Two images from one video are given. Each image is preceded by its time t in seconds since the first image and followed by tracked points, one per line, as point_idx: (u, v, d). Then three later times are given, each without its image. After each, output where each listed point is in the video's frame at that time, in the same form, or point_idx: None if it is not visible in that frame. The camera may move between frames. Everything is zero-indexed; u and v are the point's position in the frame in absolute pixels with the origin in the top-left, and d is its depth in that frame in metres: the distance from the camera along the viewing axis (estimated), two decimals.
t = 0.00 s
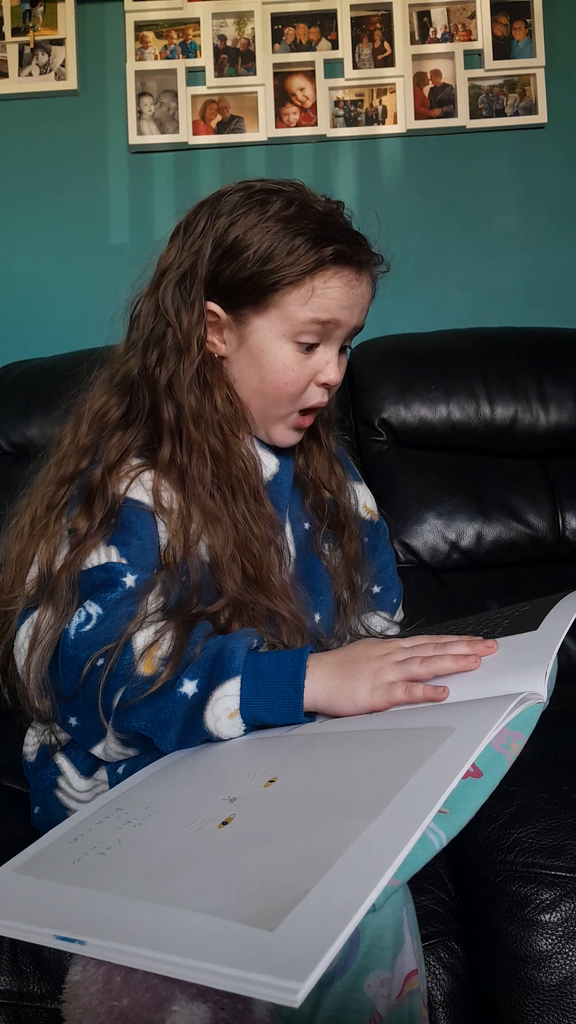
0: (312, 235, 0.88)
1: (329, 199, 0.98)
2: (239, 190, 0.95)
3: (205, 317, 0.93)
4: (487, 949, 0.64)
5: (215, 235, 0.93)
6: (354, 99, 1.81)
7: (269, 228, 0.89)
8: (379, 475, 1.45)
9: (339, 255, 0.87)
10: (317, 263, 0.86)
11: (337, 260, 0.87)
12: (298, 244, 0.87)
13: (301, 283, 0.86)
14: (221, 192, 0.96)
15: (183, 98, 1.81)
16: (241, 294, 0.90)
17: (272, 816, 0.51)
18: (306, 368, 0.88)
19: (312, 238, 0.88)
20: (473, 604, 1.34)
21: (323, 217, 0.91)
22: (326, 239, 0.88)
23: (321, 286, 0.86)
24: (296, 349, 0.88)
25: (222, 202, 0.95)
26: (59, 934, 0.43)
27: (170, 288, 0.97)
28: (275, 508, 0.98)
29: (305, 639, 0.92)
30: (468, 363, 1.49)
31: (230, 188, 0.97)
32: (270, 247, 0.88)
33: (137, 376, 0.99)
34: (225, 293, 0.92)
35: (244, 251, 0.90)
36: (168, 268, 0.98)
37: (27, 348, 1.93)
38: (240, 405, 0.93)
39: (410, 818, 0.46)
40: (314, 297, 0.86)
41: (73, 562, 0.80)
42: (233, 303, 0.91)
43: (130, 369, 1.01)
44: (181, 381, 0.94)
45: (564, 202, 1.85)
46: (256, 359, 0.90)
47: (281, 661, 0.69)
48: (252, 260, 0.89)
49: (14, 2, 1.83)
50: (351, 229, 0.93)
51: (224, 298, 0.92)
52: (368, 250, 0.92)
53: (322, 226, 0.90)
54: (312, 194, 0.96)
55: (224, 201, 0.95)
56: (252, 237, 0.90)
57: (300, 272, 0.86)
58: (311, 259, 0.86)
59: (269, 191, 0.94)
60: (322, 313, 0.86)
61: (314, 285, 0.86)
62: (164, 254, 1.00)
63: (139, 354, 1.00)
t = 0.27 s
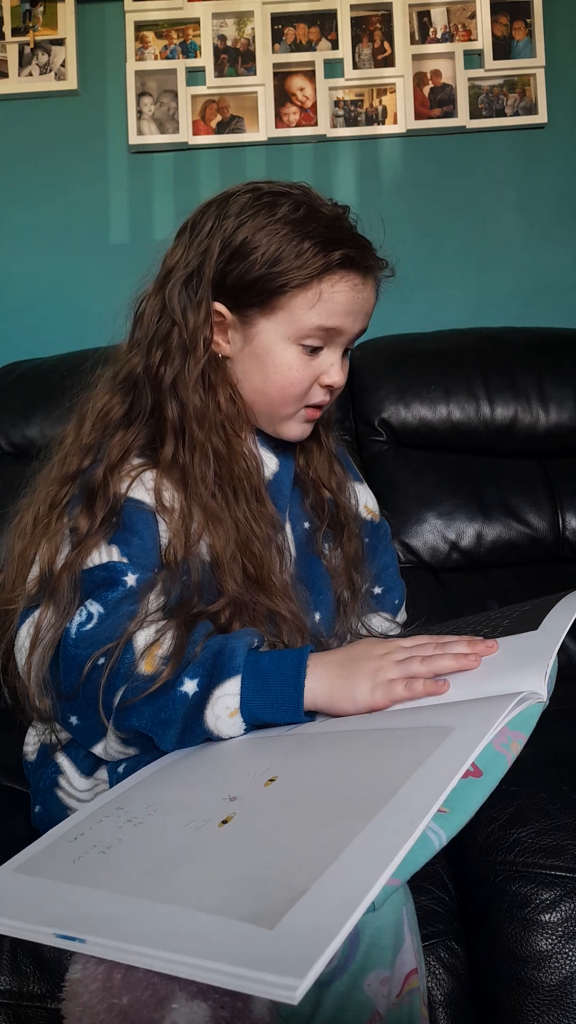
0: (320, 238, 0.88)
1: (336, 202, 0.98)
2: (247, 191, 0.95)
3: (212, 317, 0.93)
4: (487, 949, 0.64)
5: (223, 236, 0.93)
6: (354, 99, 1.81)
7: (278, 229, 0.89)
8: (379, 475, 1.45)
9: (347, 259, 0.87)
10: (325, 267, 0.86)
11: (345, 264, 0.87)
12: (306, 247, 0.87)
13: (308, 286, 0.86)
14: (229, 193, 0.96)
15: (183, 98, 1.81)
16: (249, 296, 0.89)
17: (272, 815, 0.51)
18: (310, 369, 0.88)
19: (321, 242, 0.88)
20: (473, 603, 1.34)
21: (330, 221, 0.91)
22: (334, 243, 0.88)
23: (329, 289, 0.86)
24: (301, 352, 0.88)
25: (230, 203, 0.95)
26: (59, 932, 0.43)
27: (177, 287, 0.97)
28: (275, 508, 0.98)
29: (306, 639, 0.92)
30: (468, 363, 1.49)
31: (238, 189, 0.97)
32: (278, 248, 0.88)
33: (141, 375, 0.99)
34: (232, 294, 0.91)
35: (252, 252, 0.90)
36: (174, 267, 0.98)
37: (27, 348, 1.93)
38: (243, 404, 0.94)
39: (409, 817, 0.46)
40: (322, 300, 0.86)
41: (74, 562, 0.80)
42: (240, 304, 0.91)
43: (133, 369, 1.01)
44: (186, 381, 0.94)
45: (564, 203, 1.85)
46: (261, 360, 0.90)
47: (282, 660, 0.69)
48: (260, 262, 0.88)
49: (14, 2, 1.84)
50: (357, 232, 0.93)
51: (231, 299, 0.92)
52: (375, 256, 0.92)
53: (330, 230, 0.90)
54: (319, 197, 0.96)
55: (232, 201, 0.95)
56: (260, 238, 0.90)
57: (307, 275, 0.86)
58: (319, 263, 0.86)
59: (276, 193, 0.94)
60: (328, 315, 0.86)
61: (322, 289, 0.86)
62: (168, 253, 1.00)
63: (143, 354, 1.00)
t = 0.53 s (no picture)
0: (326, 239, 0.88)
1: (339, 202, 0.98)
2: (251, 191, 0.95)
3: (218, 318, 0.93)
4: (487, 949, 0.64)
5: (229, 236, 0.93)
6: (354, 99, 1.81)
7: (283, 230, 0.89)
8: (379, 475, 1.45)
9: (353, 259, 0.88)
10: (330, 267, 0.87)
11: (351, 264, 0.88)
12: (311, 247, 0.87)
13: (314, 286, 0.87)
14: (234, 192, 0.96)
15: (183, 98, 1.81)
16: (254, 296, 0.89)
17: (273, 815, 0.51)
18: (315, 369, 0.88)
19: (327, 241, 0.88)
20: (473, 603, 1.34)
21: (334, 221, 0.92)
22: (340, 243, 0.89)
23: (335, 290, 0.87)
24: (305, 352, 0.88)
25: (234, 202, 0.95)
26: (60, 931, 0.43)
27: (183, 285, 0.97)
28: (277, 509, 0.98)
29: (306, 639, 0.92)
30: (468, 363, 1.49)
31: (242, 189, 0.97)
32: (284, 249, 0.88)
33: (145, 376, 0.99)
34: (237, 294, 0.91)
35: (258, 252, 0.90)
36: (178, 267, 0.98)
37: (27, 348, 1.93)
38: (247, 404, 0.94)
39: (409, 817, 0.46)
40: (327, 301, 0.86)
41: (75, 562, 0.80)
42: (245, 304, 0.91)
43: (136, 369, 1.01)
44: (192, 381, 0.94)
45: (564, 203, 1.85)
46: (265, 360, 0.90)
47: (282, 660, 0.69)
48: (266, 262, 0.89)
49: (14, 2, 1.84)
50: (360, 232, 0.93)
51: (236, 299, 0.92)
52: (379, 256, 0.92)
53: (334, 230, 0.90)
54: (322, 196, 0.96)
55: (236, 201, 0.95)
56: (264, 239, 0.90)
57: (313, 275, 0.86)
58: (326, 262, 0.87)
59: (281, 192, 0.94)
60: (332, 315, 0.86)
61: (328, 289, 0.86)
62: (172, 253, 1.00)
63: (146, 354, 1.00)
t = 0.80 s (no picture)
0: (324, 237, 0.88)
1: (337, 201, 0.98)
2: (250, 191, 0.95)
3: (217, 318, 0.93)
4: (487, 950, 0.64)
5: (227, 236, 0.93)
6: (354, 99, 1.81)
7: (281, 228, 0.89)
8: (379, 475, 1.45)
9: (351, 256, 0.88)
10: (329, 265, 0.87)
11: (349, 262, 0.88)
12: (309, 245, 0.88)
13: (312, 284, 0.87)
14: (232, 193, 0.96)
15: (183, 98, 1.81)
16: (252, 294, 0.89)
17: (273, 815, 0.51)
18: (314, 369, 0.88)
19: (325, 239, 0.88)
20: (473, 603, 1.34)
21: (332, 219, 0.92)
22: (338, 241, 0.89)
23: (333, 288, 0.87)
24: (304, 352, 0.88)
25: (232, 202, 0.95)
26: (60, 933, 0.43)
27: (182, 286, 0.97)
28: (277, 509, 0.98)
29: (306, 639, 0.92)
30: (468, 363, 1.49)
31: (241, 189, 0.97)
32: (282, 247, 0.88)
33: (144, 376, 0.99)
34: (235, 293, 0.91)
35: (256, 251, 0.90)
36: (177, 268, 0.98)
37: (27, 348, 1.93)
38: (246, 404, 0.94)
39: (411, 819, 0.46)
40: (326, 299, 0.86)
41: (75, 562, 0.80)
42: (244, 304, 0.91)
43: (136, 369, 1.01)
44: (191, 381, 0.94)
45: (564, 203, 1.85)
46: (264, 360, 0.90)
47: (282, 660, 0.69)
48: (264, 260, 0.89)
49: (14, 3, 1.84)
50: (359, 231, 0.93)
51: (234, 298, 0.92)
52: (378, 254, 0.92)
53: (332, 228, 0.90)
54: (320, 195, 0.96)
55: (234, 201, 0.95)
56: (262, 237, 0.90)
57: (311, 273, 0.86)
58: (324, 260, 0.87)
59: (279, 192, 0.94)
60: (331, 315, 0.86)
61: (326, 287, 0.87)
62: (172, 254, 1.00)
63: (146, 354, 1.00)
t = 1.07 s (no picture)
0: (316, 234, 0.88)
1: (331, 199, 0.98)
2: (242, 191, 0.95)
3: (211, 317, 0.94)
4: (487, 950, 0.64)
5: (220, 235, 0.93)
6: (354, 99, 1.81)
7: (273, 226, 0.89)
8: (379, 475, 1.45)
9: (343, 251, 0.88)
10: (321, 261, 0.87)
11: (342, 257, 0.88)
12: (302, 242, 0.88)
13: (305, 281, 0.87)
14: (224, 193, 0.96)
15: (183, 98, 1.81)
16: (246, 292, 0.89)
17: (271, 815, 0.51)
18: (310, 367, 0.88)
19: (317, 235, 0.88)
20: (473, 603, 1.34)
21: (325, 216, 0.92)
22: (330, 237, 0.89)
23: (327, 284, 0.86)
24: (298, 349, 0.88)
25: (224, 203, 0.95)
26: (59, 932, 0.43)
27: (176, 288, 0.97)
28: (276, 508, 0.97)
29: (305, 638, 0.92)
30: (468, 363, 1.49)
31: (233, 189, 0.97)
32: (274, 244, 0.88)
33: (141, 376, 0.99)
34: (229, 291, 0.91)
35: (248, 250, 0.90)
36: (172, 269, 0.98)
37: (27, 348, 1.93)
38: (244, 404, 0.94)
39: (408, 818, 0.46)
40: (320, 296, 0.86)
41: (74, 562, 0.80)
42: (237, 303, 0.91)
43: (133, 370, 1.01)
44: (187, 380, 0.94)
45: (563, 203, 1.85)
46: (260, 359, 0.90)
47: (281, 661, 0.69)
48: (257, 258, 0.89)
49: (14, 3, 1.84)
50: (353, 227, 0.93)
51: (228, 297, 0.92)
52: (371, 248, 0.92)
53: (324, 225, 0.90)
54: (314, 194, 0.96)
55: (226, 202, 0.95)
56: (255, 235, 0.90)
57: (304, 269, 0.86)
58: (316, 257, 0.87)
59: (272, 191, 0.94)
60: (326, 313, 0.86)
61: (320, 283, 0.86)
62: (167, 255, 1.00)
63: (143, 355, 1.00)
